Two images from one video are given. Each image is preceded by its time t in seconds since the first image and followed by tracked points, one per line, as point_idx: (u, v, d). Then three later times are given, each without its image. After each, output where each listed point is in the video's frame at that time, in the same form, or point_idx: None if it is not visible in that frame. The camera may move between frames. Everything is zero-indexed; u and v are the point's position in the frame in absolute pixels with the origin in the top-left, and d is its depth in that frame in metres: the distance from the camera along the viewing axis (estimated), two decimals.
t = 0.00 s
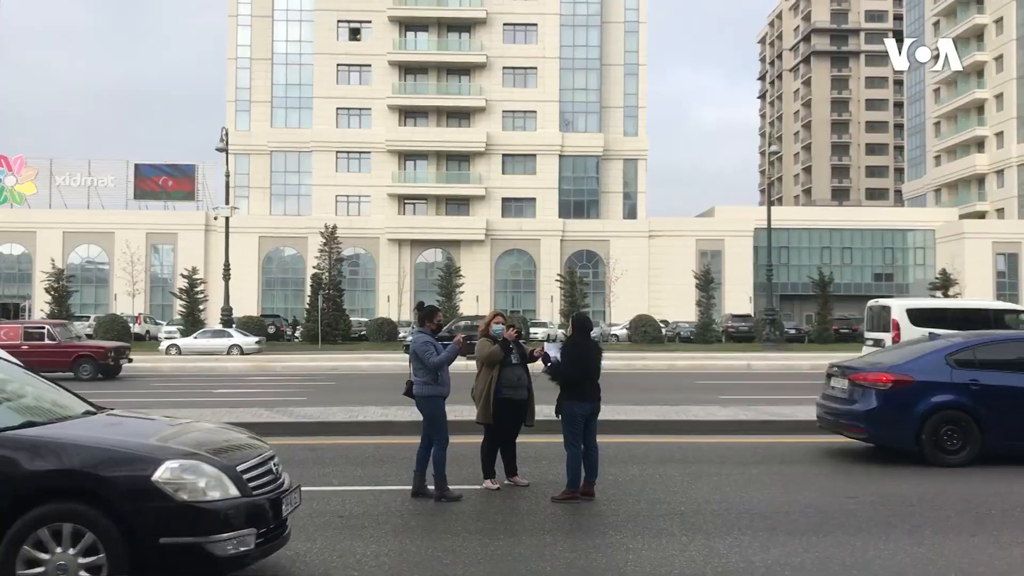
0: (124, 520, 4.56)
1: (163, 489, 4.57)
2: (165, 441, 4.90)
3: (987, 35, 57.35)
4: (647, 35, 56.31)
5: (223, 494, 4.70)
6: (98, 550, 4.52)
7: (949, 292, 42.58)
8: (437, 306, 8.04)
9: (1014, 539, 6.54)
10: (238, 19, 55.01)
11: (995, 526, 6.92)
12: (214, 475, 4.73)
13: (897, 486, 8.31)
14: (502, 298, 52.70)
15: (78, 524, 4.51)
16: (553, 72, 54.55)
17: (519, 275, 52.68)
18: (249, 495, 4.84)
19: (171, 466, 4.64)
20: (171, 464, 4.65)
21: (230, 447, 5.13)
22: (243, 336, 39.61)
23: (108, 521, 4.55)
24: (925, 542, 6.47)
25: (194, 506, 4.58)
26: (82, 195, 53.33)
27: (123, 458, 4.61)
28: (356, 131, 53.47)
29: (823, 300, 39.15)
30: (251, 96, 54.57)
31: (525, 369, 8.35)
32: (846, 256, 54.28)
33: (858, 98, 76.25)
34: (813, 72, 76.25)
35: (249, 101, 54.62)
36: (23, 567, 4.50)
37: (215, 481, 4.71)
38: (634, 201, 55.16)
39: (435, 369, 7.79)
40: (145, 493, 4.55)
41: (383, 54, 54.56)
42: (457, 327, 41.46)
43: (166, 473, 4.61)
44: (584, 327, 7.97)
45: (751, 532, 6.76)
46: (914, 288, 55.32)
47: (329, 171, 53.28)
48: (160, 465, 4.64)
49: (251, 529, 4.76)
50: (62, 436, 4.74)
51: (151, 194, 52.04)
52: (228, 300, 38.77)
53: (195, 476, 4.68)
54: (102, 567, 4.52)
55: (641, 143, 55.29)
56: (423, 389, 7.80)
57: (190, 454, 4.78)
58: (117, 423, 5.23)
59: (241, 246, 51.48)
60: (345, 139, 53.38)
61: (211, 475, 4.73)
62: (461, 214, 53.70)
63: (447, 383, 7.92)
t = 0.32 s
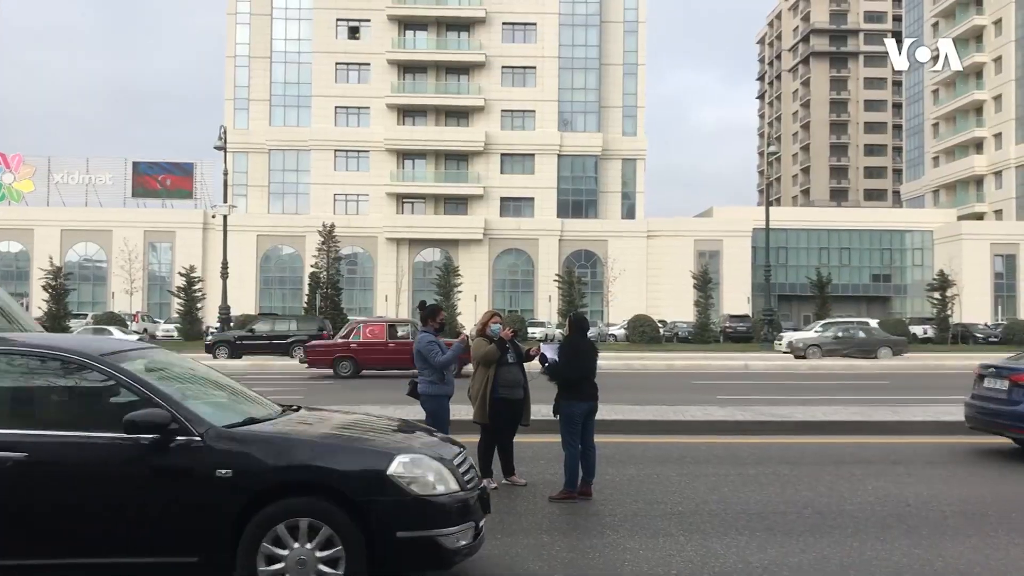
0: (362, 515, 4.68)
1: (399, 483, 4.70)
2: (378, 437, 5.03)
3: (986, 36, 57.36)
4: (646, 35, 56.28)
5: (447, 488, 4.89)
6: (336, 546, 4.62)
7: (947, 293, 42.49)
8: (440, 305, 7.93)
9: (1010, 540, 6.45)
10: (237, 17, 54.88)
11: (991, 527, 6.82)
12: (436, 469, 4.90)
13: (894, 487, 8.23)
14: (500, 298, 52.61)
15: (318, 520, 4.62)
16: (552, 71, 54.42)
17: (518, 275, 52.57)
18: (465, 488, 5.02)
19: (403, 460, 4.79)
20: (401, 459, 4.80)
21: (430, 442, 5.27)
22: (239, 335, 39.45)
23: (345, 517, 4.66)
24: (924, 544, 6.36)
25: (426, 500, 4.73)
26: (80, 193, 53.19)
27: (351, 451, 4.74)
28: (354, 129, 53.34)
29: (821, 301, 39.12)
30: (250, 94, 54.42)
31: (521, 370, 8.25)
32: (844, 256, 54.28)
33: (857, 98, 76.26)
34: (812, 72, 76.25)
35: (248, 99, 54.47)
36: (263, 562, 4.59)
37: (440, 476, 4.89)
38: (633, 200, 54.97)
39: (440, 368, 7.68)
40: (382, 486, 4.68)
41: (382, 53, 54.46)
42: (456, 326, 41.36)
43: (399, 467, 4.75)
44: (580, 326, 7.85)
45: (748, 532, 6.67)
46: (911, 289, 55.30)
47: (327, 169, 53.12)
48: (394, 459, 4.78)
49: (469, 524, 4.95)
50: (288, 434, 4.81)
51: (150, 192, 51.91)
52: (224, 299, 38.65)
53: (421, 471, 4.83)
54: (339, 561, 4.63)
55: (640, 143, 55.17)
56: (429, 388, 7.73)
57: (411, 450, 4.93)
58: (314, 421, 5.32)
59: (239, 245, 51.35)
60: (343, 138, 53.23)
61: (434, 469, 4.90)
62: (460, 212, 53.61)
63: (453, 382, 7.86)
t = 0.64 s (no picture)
0: (604, 508, 4.79)
1: (637, 476, 4.82)
2: (607, 432, 5.13)
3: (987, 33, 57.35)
4: (646, 30, 56.16)
5: (676, 482, 4.98)
6: (578, 538, 4.73)
7: (946, 290, 42.48)
8: (443, 301, 8.03)
9: (1006, 537, 6.51)
10: (237, 12, 54.79)
11: (985, 524, 6.89)
12: (666, 462, 5.00)
13: (893, 484, 8.32)
14: (500, 294, 52.66)
15: (562, 511, 4.71)
16: (552, 67, 54.45)
17: (518, 271, 52.61)
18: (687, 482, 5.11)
19: (639, 455, 4.90)
20: (639, 453, 4.91)
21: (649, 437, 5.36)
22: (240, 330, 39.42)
23: (587, 508, 4.77)
24: (920, 540, 6.44)
25: (664, 493, 4.83)
26: (80, 187, 53.23)
27: (592, 446, 4.84)
28: (354, 125, 53.34)
29: (821, 298, 39.07)
30: (250, 89, 54.34)
31: (520, 364, 8.32)
32: (844, 253, 54.37)
33: (857, 95, 76.21)
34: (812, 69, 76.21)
35: (247, 94, 54.40)
36: (510, 552, 4.69)
37: (671, 469, 4.99)
38: (632, 196, 54.92)
39: (443, 364, 7.78)
40: (625, 478, 4.79)
41: (382, 47, 54.43)
42: (455, 323, 41.40)
43: (637, 462, 4.86)
44: (578, 321, 7.90)
45: (746, 529, 6.73)
46: (911, 286, 55.41)
47: (327, 165, 53.15)
48: (633, 453, 4.89)
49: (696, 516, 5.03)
50: (526, 427, 4.92)
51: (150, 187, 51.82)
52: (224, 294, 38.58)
53: (656, 465, 4.94)
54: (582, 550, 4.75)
55: (639, 139, 55.19)
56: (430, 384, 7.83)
57: (642, 444, 5.03)
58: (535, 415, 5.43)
59: (239, 240, 51.41)
60: (342, 133, 53.23)
61: (664, 463, 5.00)
62: (460, 209, 53.68)
63: (454, 378, 7.96)
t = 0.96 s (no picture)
0: (891, 500, 4.95)
1: (925, 470, 4.99)
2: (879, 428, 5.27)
3: (987, 28, 57.28)
4: (647, 24, 56.06)
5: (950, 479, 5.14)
6: (868, 530, 4.87)
7: (946, 286, 42.48)
8: (447, 297, 8.16)
9: (1002, 533, 6.64)
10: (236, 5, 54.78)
11: (981, 518, 7.06)
12: (941, 459, 5.17)
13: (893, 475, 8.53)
14: (500, 288, 52.78)
15: (855, 505, 4.85)
16: (552, 62, 54.43)
17: (517, 265, 52.65)
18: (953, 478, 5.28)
19: (922, 451, 5.07)
20: (922, 450, 5.08)
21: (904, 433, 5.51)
22: (239, 324, 39.51)
23: (876, 501, 4.91)
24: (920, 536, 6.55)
25: (947, 488, 5.01)
26: (80, 180, 53.30)
27: (882, 442, 4.99)
28: (354, 119, 53.41)
29: (820, 293, 39.06)
30: (249, 83, 54.29)
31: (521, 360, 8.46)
32: (844, 248, 54.45)
33: (857, 90, 76.21)
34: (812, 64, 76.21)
35: (247, 88, 54.37)
36: (806, 544, 4.80)
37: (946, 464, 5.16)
38: (632, 191, 54.94)
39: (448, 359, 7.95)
40: (909, 470, 4.96)
41: (382, 42, 54.47)
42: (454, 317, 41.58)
43: (922, 457, 5.04)
44: (579, 319, 8.06)
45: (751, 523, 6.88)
46: (911, 281, 55.55)
47: (326, 159, 53.20)
48: (917, 448, 5.06)
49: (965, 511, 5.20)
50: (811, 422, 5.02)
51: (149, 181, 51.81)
52: (223, 287, 38.59)
53: (935, 460, 5.11)
54: (871, 543, 4.87)
55: (639, 134, 55.20)
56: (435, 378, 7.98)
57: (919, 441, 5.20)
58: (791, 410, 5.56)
59: (240, 234, 51.51)
60: (342, 127, 53.29)
61: (940, 458, 5.17)
62: (460, 203, 53.72)
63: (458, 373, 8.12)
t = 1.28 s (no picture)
0: None
1: None
2: None
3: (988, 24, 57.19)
4: (648, 21, 56.06)
5: None
6: None
7: (946, 282, 42.44)
8: (449, 293, 8.14)
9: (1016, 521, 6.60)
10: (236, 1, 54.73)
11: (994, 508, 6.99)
12: None
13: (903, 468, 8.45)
14: (499, 285, 52.85)
15: None
16: (552, 57, 54.42)
17: (517, 262, 52.67)
18: None
19: None
20: None
21: None
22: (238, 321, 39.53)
23: None
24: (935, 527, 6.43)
25: None
26: (80, 177, 53.33)
27: None
28: (354, 115, 53.38)
29: (820, 289, 39.08)
30: (249, 80, 54.30)
31: (520, 356, 8.48)
32: (844, 245, 54.47)
33: (858, 85, 76.14)
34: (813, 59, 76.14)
35: (247, 84, 54.39)
36: None
37: None
38: (633, 187, 54.95)
39: (451, 355, 7.93)
40: None
41: (382, 38, 54.48)
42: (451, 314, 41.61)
43: None
44: (580, 313, 8.09)
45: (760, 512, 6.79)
46: (912, 277, 55.54)
47: (326, 156, 53.15)
48: None
49: None
50: None
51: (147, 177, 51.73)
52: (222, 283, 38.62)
53: None
54: None
55: (640, 130, 55.19)
56: (437, 375, 7.93)
57: None
58: None
59: (239, 231, 51.48)
60: (342, 124, 53.29)
61: None
62: (460, 199, 53.71)
63: (459, 369, 8.10)
